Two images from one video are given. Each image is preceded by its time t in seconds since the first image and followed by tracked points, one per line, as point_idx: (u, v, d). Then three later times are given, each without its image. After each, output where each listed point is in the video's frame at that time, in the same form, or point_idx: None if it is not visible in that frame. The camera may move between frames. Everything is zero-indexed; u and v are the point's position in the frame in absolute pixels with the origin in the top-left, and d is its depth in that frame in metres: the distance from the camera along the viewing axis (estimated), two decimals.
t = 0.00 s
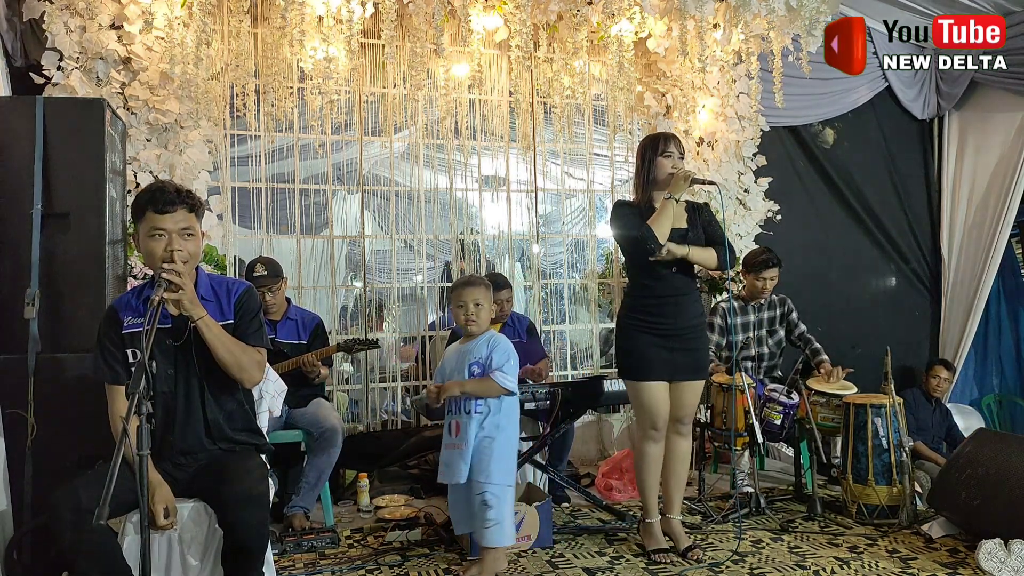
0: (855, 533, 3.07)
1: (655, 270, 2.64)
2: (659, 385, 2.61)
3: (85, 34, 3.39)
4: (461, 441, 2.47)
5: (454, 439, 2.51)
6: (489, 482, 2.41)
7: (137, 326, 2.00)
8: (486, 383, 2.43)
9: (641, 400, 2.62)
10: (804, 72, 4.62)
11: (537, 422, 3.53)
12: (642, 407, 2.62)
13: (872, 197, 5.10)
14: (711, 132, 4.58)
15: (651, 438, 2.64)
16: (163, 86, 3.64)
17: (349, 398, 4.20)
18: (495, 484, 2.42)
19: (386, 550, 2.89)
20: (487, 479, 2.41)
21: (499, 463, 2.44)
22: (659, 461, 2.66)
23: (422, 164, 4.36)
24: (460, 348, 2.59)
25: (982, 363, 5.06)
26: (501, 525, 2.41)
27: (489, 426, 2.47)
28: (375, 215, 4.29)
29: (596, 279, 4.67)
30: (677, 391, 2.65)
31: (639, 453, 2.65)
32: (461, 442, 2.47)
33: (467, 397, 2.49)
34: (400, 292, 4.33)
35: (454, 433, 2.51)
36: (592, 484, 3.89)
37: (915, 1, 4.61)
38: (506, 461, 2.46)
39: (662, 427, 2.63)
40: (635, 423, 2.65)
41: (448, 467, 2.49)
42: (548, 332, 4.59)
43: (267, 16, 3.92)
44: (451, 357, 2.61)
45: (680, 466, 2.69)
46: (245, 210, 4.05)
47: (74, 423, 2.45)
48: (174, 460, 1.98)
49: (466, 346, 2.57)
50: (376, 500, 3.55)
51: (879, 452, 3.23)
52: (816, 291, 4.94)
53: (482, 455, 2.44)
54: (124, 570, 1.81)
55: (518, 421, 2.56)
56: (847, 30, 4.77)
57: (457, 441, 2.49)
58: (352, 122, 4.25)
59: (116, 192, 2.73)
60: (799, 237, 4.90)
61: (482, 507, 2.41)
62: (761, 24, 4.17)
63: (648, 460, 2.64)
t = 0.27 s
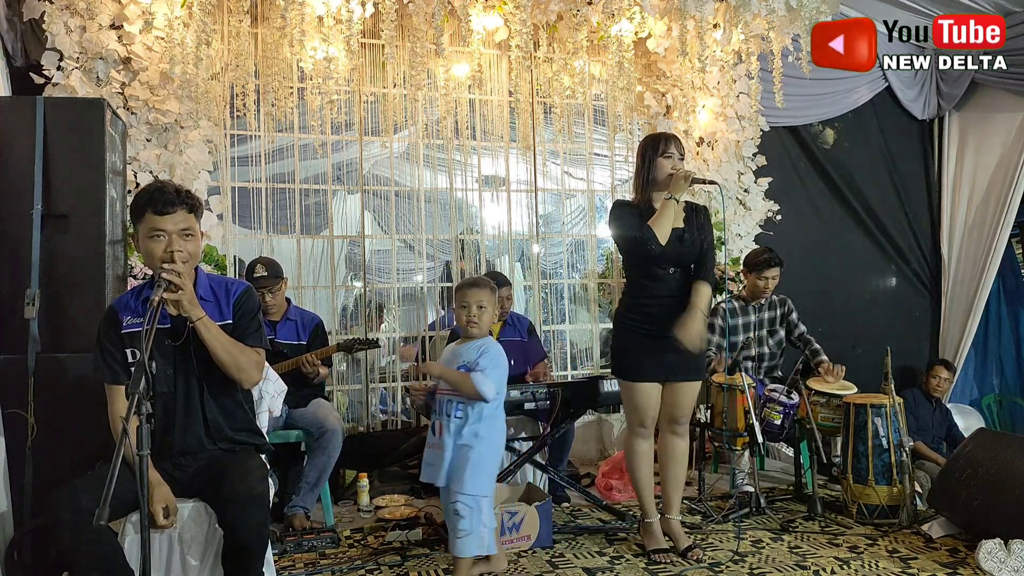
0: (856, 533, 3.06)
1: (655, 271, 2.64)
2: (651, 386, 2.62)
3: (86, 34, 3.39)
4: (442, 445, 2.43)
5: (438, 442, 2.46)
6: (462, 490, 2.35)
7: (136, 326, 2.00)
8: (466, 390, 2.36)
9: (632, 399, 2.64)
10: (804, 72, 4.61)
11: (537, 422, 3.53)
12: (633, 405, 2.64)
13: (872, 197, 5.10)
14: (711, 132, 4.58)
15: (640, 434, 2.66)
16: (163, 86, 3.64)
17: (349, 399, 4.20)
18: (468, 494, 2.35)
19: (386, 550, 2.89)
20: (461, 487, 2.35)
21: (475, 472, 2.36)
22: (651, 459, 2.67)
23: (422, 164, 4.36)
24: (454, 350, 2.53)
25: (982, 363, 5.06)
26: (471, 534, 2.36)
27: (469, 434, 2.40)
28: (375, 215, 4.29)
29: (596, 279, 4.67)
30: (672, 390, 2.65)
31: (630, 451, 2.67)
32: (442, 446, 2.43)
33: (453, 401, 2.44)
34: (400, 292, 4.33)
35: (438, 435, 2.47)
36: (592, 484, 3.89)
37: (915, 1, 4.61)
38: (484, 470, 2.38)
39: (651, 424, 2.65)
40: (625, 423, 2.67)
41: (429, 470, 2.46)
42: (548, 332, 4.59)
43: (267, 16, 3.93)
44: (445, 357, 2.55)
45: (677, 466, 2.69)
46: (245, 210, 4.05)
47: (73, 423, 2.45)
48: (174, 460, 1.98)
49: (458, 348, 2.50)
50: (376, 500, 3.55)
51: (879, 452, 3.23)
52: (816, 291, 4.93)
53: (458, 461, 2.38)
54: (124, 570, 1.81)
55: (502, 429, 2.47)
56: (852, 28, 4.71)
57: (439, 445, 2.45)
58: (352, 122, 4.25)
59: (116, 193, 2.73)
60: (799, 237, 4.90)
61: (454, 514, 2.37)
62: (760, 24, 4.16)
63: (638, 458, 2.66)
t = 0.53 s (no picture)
0: (856, 533, 3.06)
1: (655, 269, 2.64)
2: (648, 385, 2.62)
3: (85, 34, 3.39)
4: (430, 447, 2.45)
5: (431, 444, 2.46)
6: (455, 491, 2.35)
7: (136, 327, 2.00)
8: (456, 390, 2.37)
9: (630, 400, 2.64)
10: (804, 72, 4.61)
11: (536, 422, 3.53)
12: (631, 406, 2.64)
13: (872, 197, 5.10)
14: (711, 132, 4.59)
15: (638, 434, 2.65)
16: (163, 86, 3.64)
17: (349, 399, 4.19)
18: (461, 494, 2.34)
19: (386, 550, 2.89)
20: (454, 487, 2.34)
21: (468, 471, 2.36)
22: (649, 459, 2.67)
23: (422, 164, 4.36)
24: (448, 351, 2.53)
25: (982, 363, 5.06)
26: (464, 535, 2.35)
27: (461, 435, 2.40)
28: (375, 215, 4.29)
29: (596, 279, 4.67)
30: (669, 391, 2.65)
31: (629, 451, 2.67)
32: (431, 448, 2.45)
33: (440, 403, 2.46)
34: (400, 292, 4.33)
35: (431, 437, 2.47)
36: (592, 484, 3.89)
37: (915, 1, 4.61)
38: (478, 470, 2.37)
39: (649, 425, 2.65)
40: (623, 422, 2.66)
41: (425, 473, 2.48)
42: (548, 332, 4.59)
43: (267, 16, 3.92)
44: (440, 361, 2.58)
45: (676, 466, 2.68)
46: (245, 210, 4.05)
47: (74, 423, 2.45)
48: (174, 460, 1.98)
49: (448, 351, 2.52)
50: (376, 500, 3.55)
51: (879, 452, 3.23)
52: (816, 291, 4.93)
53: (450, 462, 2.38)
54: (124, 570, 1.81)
55: (496, 429, 2.47)
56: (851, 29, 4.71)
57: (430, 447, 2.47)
58: (352, 122, 4.25)
59: (116, 193, 2.73)
60: (799, 237, 4.90)
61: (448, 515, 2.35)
62: (760, 24, 4.16)
63: (637, 458, 2.65)
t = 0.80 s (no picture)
0: (856, 533, 3.06)
1: (665, 271, 2.63)
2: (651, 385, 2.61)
3: (86, 34, 3.39)
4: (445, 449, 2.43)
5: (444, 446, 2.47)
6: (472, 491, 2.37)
7: (136, 326, 1.99)
8: (468, 391, 2.39)
9: (632, 400, 2.63)
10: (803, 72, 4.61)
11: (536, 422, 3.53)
12: (633, 406, 2.63)
13: (872, 197, 5.10)
14: (711, 132, 4.60)
15: (640, 434, 2.65)
16: (163, 86, 3.64)
17: (348, 399, 4.19)
18: (479, 495, 2.37)
19: (386, 550, 2.89)
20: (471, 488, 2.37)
21: (485, 471, 2.38)
22: (650, 459, 2.67)
23: (422, 164, 4.36)
24: (451, 354, 2.55)
25: (982, 363, 5.06)
26: (486, 534, 2.39)
27: (475, 436, 2.42)
28: (375, 215, 4.30)
29: (596, 279, 4.67)
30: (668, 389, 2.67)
31: (629, 452, 2.66)
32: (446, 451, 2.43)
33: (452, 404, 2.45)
34: (400, 292, 4.33)
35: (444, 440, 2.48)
36: (592, 484, 3.89)
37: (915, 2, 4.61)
38: (494, 470, 2.40)
39: (652, 425, 2.65)
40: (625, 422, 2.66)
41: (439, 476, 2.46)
42: (548, 332, 4.59)
43: (267, 16, 3.92)
44: (443, 364, 2.58)
45: (673, 465, 2.70)
46: (244, 210, 4.05)
47: (74, 423, 2.45)
48: (174, 460, 1.97)
49: (455, 353, 2.53)
50: (376, 500, 3.55)
51: (879, 452, 3.23)
52: (816, 291, 4.93)
53: (465, 463, 2.40)
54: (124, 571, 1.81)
55: (509, 428, 2.50)
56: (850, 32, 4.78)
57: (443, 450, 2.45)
58: (352, 122, 4.25)
59: (116, 193, 2.73)
60: (799, 237, 4.90)
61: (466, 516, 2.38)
62: (760, 24, 4.15)
63: (638, 458, 2.65)
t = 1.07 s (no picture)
0: (855, 533, 3.06)
1: (670, 271, 2.63)
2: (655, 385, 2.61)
3: (86, 34, 3.39)
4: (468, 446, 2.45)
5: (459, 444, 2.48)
6: (491, 487, 2.40)
7: (137, 324, 1.99)
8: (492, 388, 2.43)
9: (635, 402, 2.62)
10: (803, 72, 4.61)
11: (536, 422, 3.51)
12: (636, 408, 2.62)
13: (872, 197, 5.10)
14: (711, 132, 4.60)
15: (644, 435, 2.63)
16: (163, 86, 3.64)
17: (349, 399, 4.19)
18: (500, 489, 2.40)
19: (386, 550, 2.89)
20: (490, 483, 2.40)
21: (504, 467, 2.42)
22: (651, 460, 2.66)
23: (422, 164, 4.36)
24: (461, 354, 2.58)
25: (982, 363, 5.06)
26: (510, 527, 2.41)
27: (495, 433, 2.45)
28: (375, 215, 4.29)
29: (596, 279, 4.67)
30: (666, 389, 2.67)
31: (632, 454, 2.64)
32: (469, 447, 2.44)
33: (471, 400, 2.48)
34: (400, 292, 4.33)
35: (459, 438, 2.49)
36: (592, 484, 3.89)
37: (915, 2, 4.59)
38: (511, 466, 2.44)
39: (656, 427, 2.64)
40: (629, 423, 2.64)
41: (458, 473, 2.46)
42: (548, 332, 4.59)
43: (267, 16, 3.93)
44: (451, 364, 2.60)
45: (673, 465, 2.71)
46: (244, 210, 4.05)
47: (74, 423, 2.45)
48: (174, 460, 1.98)
49: (469, 352, 2.55)
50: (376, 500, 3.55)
51: (879, 452, 3.23)
52: (817, 291, 4.94)
53: (484, 459, 2.42)
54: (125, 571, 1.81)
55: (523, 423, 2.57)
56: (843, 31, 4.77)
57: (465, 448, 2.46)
58: (352, 121, 4.25)
59: (116, 193, 2.73)
60: (799, 237, 4.90)
61: (483, 512, 2.39)
62: (760, 24, 4.13)
63: (642, 460, 2.63)
